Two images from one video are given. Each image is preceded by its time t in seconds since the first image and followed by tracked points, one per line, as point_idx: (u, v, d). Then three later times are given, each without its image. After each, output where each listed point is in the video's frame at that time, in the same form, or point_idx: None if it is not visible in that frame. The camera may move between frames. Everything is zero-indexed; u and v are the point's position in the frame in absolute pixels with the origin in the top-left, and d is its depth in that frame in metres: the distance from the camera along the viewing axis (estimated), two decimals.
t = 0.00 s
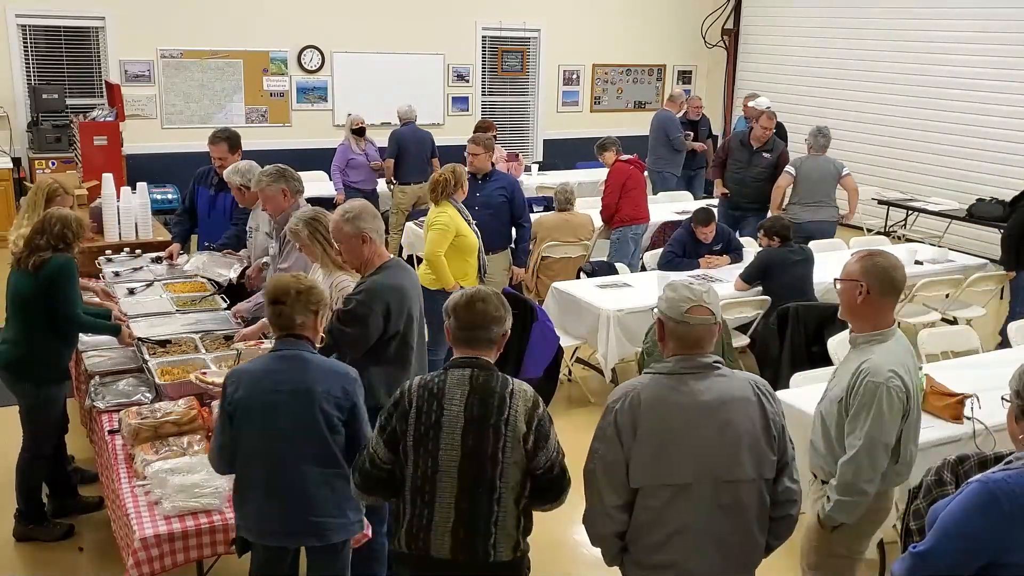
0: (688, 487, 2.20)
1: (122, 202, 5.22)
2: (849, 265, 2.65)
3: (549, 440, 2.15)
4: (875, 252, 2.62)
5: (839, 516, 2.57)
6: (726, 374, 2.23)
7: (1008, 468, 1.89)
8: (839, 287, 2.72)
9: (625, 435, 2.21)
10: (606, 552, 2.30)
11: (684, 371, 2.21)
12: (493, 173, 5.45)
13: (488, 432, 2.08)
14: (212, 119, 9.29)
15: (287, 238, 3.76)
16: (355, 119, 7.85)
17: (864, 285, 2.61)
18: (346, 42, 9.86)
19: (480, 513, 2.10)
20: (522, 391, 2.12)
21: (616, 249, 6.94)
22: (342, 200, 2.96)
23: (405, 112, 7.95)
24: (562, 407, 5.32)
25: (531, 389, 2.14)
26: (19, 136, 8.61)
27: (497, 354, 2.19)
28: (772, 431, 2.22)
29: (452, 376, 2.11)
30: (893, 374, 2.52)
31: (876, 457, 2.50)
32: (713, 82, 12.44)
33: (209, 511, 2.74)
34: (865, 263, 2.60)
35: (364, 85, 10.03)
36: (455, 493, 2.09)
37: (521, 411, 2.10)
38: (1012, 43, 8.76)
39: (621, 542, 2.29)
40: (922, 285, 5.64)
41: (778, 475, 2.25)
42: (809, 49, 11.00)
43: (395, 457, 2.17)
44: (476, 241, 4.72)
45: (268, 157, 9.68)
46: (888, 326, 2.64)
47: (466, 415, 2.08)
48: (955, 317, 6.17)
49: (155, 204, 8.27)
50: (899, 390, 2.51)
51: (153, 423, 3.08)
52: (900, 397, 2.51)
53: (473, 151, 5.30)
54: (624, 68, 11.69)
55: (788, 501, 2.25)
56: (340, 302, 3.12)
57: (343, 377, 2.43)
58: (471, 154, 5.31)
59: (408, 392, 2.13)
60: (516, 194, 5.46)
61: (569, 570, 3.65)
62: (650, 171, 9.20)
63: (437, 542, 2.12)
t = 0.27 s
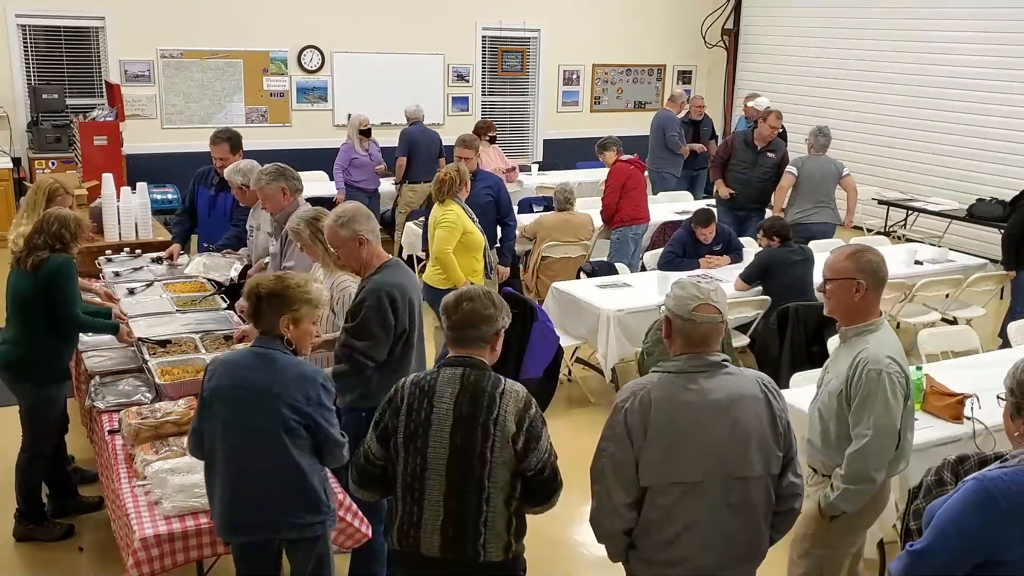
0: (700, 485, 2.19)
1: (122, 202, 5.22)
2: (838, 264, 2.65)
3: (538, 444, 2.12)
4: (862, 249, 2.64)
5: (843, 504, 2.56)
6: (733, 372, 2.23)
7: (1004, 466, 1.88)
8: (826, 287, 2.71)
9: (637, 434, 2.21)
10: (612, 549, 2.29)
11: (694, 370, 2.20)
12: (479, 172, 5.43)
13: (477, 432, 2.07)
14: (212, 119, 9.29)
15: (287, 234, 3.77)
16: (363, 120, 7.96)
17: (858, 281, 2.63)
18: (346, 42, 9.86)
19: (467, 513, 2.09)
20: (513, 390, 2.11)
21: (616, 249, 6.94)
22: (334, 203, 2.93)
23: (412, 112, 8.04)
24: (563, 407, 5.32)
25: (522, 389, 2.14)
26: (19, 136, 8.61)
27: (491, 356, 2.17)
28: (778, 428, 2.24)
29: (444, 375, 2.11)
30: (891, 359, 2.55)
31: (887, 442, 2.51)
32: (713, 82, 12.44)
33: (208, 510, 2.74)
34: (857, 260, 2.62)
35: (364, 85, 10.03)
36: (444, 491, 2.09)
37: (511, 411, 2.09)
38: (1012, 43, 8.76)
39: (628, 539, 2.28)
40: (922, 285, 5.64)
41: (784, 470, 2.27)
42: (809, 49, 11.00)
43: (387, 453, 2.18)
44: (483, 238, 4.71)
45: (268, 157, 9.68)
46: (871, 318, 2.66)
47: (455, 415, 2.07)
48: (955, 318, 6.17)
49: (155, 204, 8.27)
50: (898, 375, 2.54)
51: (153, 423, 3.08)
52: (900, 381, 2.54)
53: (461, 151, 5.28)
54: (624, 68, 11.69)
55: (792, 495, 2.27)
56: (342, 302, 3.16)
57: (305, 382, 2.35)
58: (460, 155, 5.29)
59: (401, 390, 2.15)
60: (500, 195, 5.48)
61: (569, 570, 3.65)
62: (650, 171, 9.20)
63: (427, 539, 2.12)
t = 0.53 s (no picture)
0: (703, 483, 2.19)
1: (122, 202, 5.23)
2: (835, 262, 2.65)
3: (527, 448, 2.10)
4: (858, 247, 2.65)
5: (835, 500, 2.58)
6: (739, 370, 2.23)
7: (1000, 463, 1.89)
8: (822, 285, 2.70)
9: (640, 432, 2.21)
10: (618, 544, 2.29)
11: (700, 369, 2.20)
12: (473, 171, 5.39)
13: (464, 431, 2.06)
14: (212, 119, 9.29)
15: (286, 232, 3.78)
16: (368, 119, 7.96)
17: (855, 279, 2.63)
18: (346, 42, 9.86)
19: (456, 513, 2.08)
20: (504, 391, 2.10)
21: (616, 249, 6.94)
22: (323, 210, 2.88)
23: (412, 112, 8.03)
24: (563, 407, 5.32)
25: (513, 389, 2.11)
26: (19, 136, 8.61)
27: (488, 356, 2.16)
28: (783, 427, 2.22)
29: (435, 374, 2.10)
30: (875, 352, 2.55)
31: (869, 433, 2.52)
32: (713, 82, 12.44)
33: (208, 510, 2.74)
34: (853, 258, 2.62)
35: (364, 85, 10.03)
36: (432, 490, 2.09)
37: (501, 412, 2.07)
38: (1012, 43, 8.76)
39: (633, 534, 2.28)
40: (922, 285, 5.64)
41: (789, 469, 2.26)
42: (809, 50, 11.00)
43: (380, 451, 2.19)
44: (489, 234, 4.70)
45: (268, 157, 9.68)
46: (866, 313, 2.66)
47: (443, 414, 2.07)
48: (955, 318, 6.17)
49: (155, 204, 8.27)
50: (882, 368, 2.54)
51: (154, 424, 3.08)
52: (883, 375, 2.54)
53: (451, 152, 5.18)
54: (624, 68, 11.69)
55: (796, 493, 2.26)
56: (341, 302, 3.21)
57: (287, 384, 2.34)
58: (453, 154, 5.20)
59: (394, 388, 2.15)
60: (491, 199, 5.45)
61: (569, 570, 3.64)
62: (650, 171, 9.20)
63: (417, 538, 2.12)
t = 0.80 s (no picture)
0: (708, 482, 2.19)
1: (122, 202, 5.23)
2: (833, 262, 2.64)
3: (516, 447, 2.08)
4: (858, 247, 2.63)
5: (830, 502, 2.56)
6: (746, 369, 2.23)
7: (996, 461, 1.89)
8: (821, 285, 2.70)
9: (647, 429, 2.22)
10: (626, 540, 2.30)
11: (708, 369, 2.20)
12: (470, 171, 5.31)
13: (451, 429, 2.06)
14: (212, 119, 9.29)
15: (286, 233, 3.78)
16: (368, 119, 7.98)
17: (853, 280, 2.62)
18: (346, 42, 9.86)
19: (445, 510, 2.08)
20: (494, 390, 2.08)
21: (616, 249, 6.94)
22: (319, 215, 2.87)
23: (412, 112, 8.02)
24: (562, 407, 5.32)
25: (505, 388, 2.10)
26: (19, 136, 8.61)
27: (481, 355, 2.14)
28: (790, 427, 2.22)
29: (427, 372, 2.10)
30: (873, 353, 2.55)
31: (862, 434, 2.52)
32: (713, 82, 12.45)
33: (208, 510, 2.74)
34: (852, 258, 2.61)
35: (364, 85, 10.03)
36: (420, 489, 2.10)
37: (490, 411, 2.06)
38: (1012, 42, 8.76)
39: (642, 530, 2.29)
40: (922, 285, 5.64)
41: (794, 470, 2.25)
42: (810, 49, 11.00)
43: (375, 447, 2.20)
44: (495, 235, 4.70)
45: (268, 157, 9.68)
46: (862, 314, 2.66)
47: (432, 413, 2.07)
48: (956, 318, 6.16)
49: (155, 204, 8.28)
50: (878, 369, 2.54)
51: (154, 424, 3.08)
52: (879, 376, 2.54)
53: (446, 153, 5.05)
54: (625, 68, 11.69)
55: (802, 493, 2.26)
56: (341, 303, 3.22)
57: (289, 382, 2.35)
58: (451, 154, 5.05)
59: (389, 386, 2.16)
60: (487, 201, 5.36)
61: (569, 570, 3.64)
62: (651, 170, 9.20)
63: (408, 535, 2.13)
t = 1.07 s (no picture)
0: (714, 480, 2.19)
1: (122, 202, 5.23)
2: (839, 265, 2.61)
3: (519, 452, 2.07)
4: (864, 251, 2.61)
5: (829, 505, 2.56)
6: (755, 369, 2.22)
7: (987, 453, 2.00)
8: (824, 288, 2.69)
9: (654, 426, 2.22)
10: (634, 537, 2.30)
11: (715, 368, 2.20)
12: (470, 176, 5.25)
13: (452, 433, 2.06)
14: (212, 119, 9.29)
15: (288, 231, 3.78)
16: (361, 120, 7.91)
17: (857, 284, 2.60)
18: (346, 42, 9.86)
19: (446, 512, 2.08)
20: (498, 394, 2.08)
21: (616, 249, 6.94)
22: (317, 216, 2.86)
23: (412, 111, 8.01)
24: (563, 407, 5.32)
25: (508, 391, 2.10)
26: (19, 136, 8.61)
27: (484, 357, 2.14)
28: (797, 426, 2.20)
29: (429, 375, 2.11)
30: (873, 359, 2.55)
31: (859, 440, 2.53)
32: (713, 82, 12.45)
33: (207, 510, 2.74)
34: (858, 263, 2.59)
35: (364, 85, 10.03)
36: (422, 492, 2.09)
37: (493, 415, 2.06)
38: (1012, 42, 8.75)
39: (648, 529, 2.29)
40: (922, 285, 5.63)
41: (802, 470, 2.24)
42: (810, 49, 10.99)
43: (377, 448, 2.21)
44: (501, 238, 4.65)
45: (268, 157, 9.68)
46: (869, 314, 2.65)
47: (433, 416, 2.07)
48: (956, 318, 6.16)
49: (155, 204, 8.28)
50: (879, 375, 2.54)
51: (154, 424, 3.08)
52: (879, 381, 2.53)
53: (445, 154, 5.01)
54: (625, 68, 11.69)
55: (810, 493, 2.24)
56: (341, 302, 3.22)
57: (286, 383, 2.34)
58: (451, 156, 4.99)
59: (391, 387, 2.17)
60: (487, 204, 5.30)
61: (569, 570, 3.64)
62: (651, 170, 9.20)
63: (409, 538, 2.12)
